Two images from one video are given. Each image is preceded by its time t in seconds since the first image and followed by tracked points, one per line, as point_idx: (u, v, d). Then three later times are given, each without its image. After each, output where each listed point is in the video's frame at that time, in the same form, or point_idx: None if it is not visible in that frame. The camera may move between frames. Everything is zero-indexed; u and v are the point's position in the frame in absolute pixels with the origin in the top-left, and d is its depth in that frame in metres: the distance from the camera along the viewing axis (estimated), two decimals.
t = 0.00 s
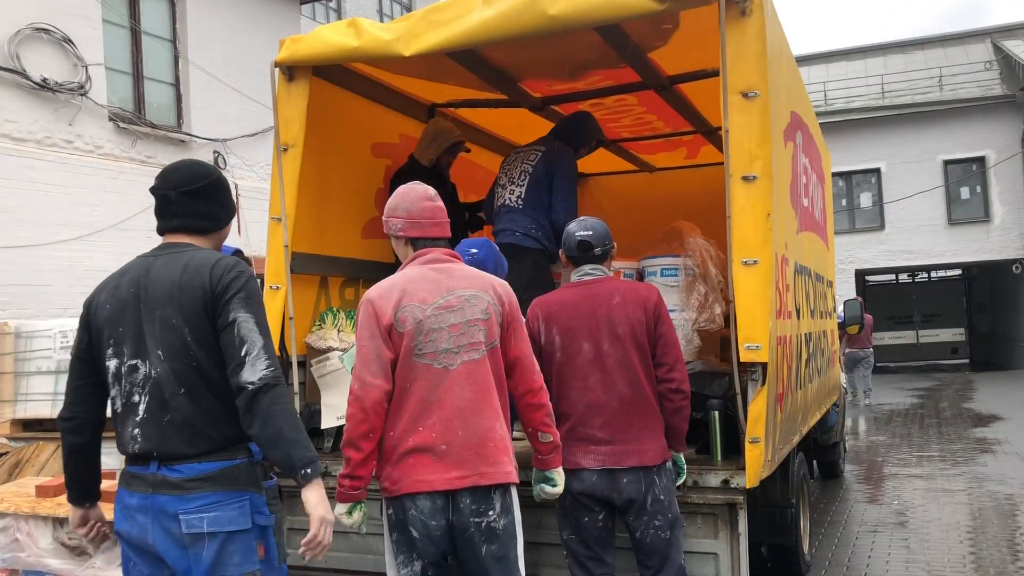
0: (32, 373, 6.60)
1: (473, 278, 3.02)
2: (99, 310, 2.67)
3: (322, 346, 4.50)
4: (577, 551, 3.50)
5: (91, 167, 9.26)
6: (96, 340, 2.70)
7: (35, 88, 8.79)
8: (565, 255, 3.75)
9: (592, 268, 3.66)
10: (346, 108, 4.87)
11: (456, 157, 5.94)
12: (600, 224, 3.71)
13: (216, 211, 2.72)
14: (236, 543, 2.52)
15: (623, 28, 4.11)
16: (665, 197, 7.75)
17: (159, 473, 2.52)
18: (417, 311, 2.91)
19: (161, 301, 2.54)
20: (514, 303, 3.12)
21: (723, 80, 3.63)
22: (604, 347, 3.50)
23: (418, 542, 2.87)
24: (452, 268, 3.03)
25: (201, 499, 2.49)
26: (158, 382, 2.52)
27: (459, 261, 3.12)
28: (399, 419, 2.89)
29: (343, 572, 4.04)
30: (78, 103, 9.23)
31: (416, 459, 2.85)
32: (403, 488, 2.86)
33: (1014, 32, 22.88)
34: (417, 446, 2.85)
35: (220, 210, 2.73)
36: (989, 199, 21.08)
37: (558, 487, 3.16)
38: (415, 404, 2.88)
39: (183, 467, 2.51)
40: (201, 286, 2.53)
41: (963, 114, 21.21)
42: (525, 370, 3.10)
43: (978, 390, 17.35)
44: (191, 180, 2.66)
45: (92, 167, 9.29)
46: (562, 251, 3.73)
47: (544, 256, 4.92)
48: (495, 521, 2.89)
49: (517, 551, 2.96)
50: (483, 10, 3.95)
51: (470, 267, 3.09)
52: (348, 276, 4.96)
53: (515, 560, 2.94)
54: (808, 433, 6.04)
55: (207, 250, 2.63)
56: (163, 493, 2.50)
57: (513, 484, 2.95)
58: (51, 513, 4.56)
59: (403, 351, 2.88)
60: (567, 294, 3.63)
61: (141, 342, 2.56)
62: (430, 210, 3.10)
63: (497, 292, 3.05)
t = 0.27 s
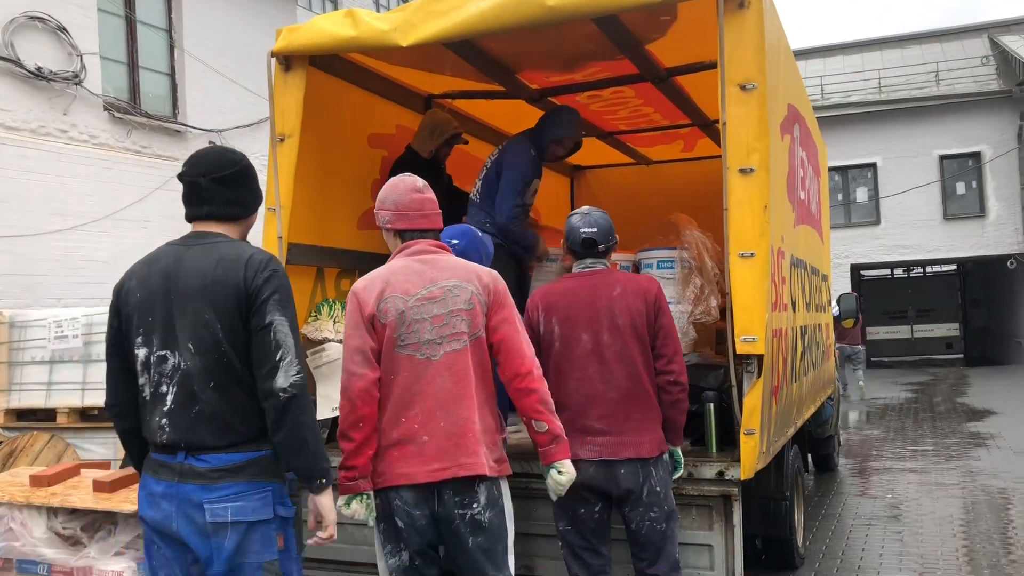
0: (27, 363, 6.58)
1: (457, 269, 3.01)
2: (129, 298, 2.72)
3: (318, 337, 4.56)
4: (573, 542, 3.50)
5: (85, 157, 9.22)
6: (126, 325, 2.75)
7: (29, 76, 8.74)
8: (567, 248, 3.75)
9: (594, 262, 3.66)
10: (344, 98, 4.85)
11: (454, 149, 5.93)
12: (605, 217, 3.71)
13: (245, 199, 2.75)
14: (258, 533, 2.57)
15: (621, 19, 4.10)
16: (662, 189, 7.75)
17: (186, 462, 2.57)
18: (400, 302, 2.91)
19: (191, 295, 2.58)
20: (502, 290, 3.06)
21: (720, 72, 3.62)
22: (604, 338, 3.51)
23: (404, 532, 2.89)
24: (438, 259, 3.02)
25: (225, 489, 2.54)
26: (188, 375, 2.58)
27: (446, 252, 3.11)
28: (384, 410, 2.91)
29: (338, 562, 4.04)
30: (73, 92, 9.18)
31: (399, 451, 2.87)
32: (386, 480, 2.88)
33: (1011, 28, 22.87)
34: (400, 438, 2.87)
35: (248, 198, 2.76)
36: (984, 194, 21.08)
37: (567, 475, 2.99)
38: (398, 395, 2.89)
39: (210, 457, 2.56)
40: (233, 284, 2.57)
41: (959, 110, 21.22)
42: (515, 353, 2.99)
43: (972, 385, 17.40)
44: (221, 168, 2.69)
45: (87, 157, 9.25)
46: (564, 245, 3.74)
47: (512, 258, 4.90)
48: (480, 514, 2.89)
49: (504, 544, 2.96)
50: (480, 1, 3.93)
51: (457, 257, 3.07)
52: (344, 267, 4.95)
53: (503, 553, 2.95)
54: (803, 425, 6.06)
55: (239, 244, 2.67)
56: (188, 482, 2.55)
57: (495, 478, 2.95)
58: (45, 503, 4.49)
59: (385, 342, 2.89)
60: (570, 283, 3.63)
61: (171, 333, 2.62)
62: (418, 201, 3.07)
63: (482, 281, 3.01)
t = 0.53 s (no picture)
0: (18, 349, 6.56)
1: (447, 260, 2.99)
2: (160, 275, 2.70)
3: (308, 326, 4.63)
4: (572, 530, 3.51)
5: (78, 143, 9.17)
6: (152, 303, 2.73)
7: (22, 61, 8.68)
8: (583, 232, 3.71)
9: (609, 250, 3.65)
10: (338, 86, 4.83)
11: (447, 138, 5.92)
12: (624, 207, 3.68)
13: (284, 187, 2.77)
14: (271, 518, 2.58)
15: (617, 9, 4.09)
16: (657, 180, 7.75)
17: (204, 445, 2.57)
18: (385, 292, 2.94)
19: (228, 280, 2.58)
20: (493, 282, 3.03)
21: (715, 62, 3.62)
22: (618, 329, 3.47)
23: (390, 520, 2.92)
24: (429, 249, 3.01)
25: (242, 473, 2.55)
26: (214, 359, 2.58)
27: (441, 241, 3.10)
28: (372, 396, 2.97)
29: (329, 550, 4.05)
30: (66, 78, 9.13)
31: (380, 440, 2.92)
32: (369, 467, 2.93)
33: (1006, 22, 22.90)
34: (383, 426, 2.92)
35: (288, 186, 2.79)
36: (977, 189, 21.17)
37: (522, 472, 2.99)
38: (384, 384, 2.93)
39: (228, 441, 2.56)
40: (274, 274, 2.58)
41: (953, 104, 21.27)
42: (501, 351, 2.98)
43: (962, 378, 17.50)
44: (265, 155, 2.71)
45: (80, 143, 9.20)
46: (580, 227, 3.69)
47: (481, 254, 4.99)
48: (467, 502, 2.89)
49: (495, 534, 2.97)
50: None
51: (449, 247, 3.06)
52: (336, 255, 4.95)
53: (494, 541, 2.95)
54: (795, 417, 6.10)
55: (280, 234, 2.68)
56: (206, 465, 2.55)
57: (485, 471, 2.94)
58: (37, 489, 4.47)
59: (371, 332, 2.95)
60: (586, 271, 3.61)
61: (201, 315, 2.61)
62: (416, 189, 3.07)
63: (472, 273, 2.98)
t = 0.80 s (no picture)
0: (18, 336, 6.55)
1: (457, 254, 2.97)
2: (178, 263, 2.69)
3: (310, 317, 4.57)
4: (579, 525, 3.50)
5: (80, 130, 9.15)
6: (168, 290, 2.72)
7: (24, 48, 8.64)
8: (607, 223, 3.71)
9: (633, 240, 3.64)
10: (340, 76, 4.80)
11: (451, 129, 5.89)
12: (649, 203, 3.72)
13: (305, 178, 2.76)
14: (279, 506, 2.57)
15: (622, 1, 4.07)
16: (660, 174, 7.74)
17: (215, 433, 2.57)
18: (395, 284, 2.90)
19: (244, 270, 2.58)
20: (502, 274, 3.02)
21: (721, 56, 3.60)
22: (640, 324, 3.46)
23: (394, 510, 2.89)
24: (438, 241, 2.99)
25: (253, 460, 2.55)
26: (229, 348, 2.57)
27: (450, 233, 3.08)
28: (376, 385, 2.94)
29: (327, 541, 4.05)
30: (68, 65, 9.10)
31: (381, 428, 2.90)
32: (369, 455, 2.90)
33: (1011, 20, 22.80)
34: (385, 415, 2.90)
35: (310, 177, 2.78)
36: (980, 186, 21.13)
37: (524, 468, 3.00)
38: (390, 373, 2.92)
39: (240, 428, 2.56)
40: (289, 267, 2.57)
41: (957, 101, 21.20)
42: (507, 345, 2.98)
43: (962, 376, 17.49)
44: (287, 147, 2.70)
45: (82, 130, 9.17)
46: (604, 217, 3.69)
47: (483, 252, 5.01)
48: (472, 492, 2.90)
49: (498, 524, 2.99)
50: None
51: (458, 240, 3.05)
52: (338, 246, 4.93)
53: (496, 531, 2.97)
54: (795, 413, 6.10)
55: (297, 227, 2.68)
56: (217, 452, 2.55)
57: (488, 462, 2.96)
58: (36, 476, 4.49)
59: (379, 323, 2.90)
60: (610, 262, 3.58)
61: (217, 304, 2.60)
62: (429, 180, 3.05)
63: (482, 268, 2.98)
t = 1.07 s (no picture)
0: (32, 327, 6.59)
1: (489, 248, 3.02)
2: (182, 260, 2.70)
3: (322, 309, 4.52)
4: (594, 520, 3.51)
5: (92, 123, 9.19)
6: (175, 287, 2.74)
7: (37, 40, 8.69)
8: (626, 218, 3.71)
9: (654, 233, 3.63)
10: (352, 69, 4.81)
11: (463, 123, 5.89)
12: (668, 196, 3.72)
13: (304, 168, 2.76)
14: (289, 493, 2.59)
15: None
16: (671, 168, 7.72)
17: (227, 423, 2.60)
18: (436, 276, 2.88)
19: (244, 263, 2.58)
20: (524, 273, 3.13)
21: (735, 51, 3.59)
22: (662, 318, 3.46)
23: (423, 500, 2.85)
24: (468, 235, 3.02)
25: (263, 449, 2.57)
26: (235, 341, 2.59)
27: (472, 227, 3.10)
28: (405, 376, 2.89)
29: (338, 532, 4.07)
30: (81, 58, 9.13)
31: (412, 420, 2.85)
32: (398, 447, 2.85)
33: None
34: (418, 407, 2.86)
35: (310, 169, 2.77)
36: (992, 183, 21.01)
37: (531, 458, 3.15)
38: (421, 366, 2.88)
39: (250, 418, 2.59)
40: (286, 258, 2.57)
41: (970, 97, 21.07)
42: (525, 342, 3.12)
43: (972, 373, 17.43)
44: (283, 139, 2.69)
45: (94, 122, 9.22)
46: (625, 213, 3.68)
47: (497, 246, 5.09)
48: (498, 477, 2.95)
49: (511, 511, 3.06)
50: None
51: (485, 234, 3.08)
52: (350, 239, 4.93)
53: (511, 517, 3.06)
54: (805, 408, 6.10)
55: (295, 218, 2.67)
56: (228, 442, 2.58)
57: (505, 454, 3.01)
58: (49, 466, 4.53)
59: (418, 316, 2.86)
60: (630, 256, 3.58)
61: (222, 298, 2.61)
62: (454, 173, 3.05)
63: (510, 264, 3.06)
